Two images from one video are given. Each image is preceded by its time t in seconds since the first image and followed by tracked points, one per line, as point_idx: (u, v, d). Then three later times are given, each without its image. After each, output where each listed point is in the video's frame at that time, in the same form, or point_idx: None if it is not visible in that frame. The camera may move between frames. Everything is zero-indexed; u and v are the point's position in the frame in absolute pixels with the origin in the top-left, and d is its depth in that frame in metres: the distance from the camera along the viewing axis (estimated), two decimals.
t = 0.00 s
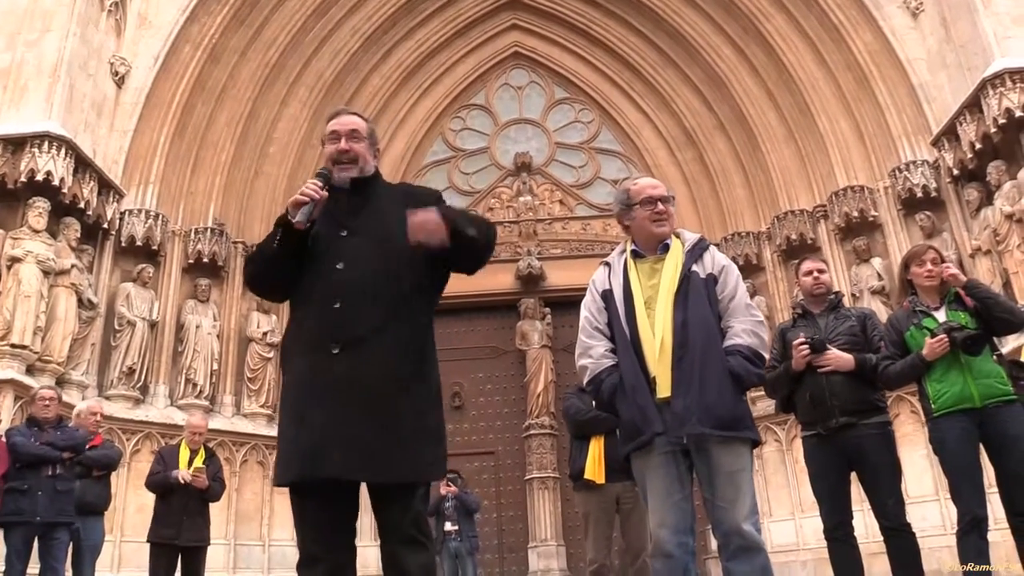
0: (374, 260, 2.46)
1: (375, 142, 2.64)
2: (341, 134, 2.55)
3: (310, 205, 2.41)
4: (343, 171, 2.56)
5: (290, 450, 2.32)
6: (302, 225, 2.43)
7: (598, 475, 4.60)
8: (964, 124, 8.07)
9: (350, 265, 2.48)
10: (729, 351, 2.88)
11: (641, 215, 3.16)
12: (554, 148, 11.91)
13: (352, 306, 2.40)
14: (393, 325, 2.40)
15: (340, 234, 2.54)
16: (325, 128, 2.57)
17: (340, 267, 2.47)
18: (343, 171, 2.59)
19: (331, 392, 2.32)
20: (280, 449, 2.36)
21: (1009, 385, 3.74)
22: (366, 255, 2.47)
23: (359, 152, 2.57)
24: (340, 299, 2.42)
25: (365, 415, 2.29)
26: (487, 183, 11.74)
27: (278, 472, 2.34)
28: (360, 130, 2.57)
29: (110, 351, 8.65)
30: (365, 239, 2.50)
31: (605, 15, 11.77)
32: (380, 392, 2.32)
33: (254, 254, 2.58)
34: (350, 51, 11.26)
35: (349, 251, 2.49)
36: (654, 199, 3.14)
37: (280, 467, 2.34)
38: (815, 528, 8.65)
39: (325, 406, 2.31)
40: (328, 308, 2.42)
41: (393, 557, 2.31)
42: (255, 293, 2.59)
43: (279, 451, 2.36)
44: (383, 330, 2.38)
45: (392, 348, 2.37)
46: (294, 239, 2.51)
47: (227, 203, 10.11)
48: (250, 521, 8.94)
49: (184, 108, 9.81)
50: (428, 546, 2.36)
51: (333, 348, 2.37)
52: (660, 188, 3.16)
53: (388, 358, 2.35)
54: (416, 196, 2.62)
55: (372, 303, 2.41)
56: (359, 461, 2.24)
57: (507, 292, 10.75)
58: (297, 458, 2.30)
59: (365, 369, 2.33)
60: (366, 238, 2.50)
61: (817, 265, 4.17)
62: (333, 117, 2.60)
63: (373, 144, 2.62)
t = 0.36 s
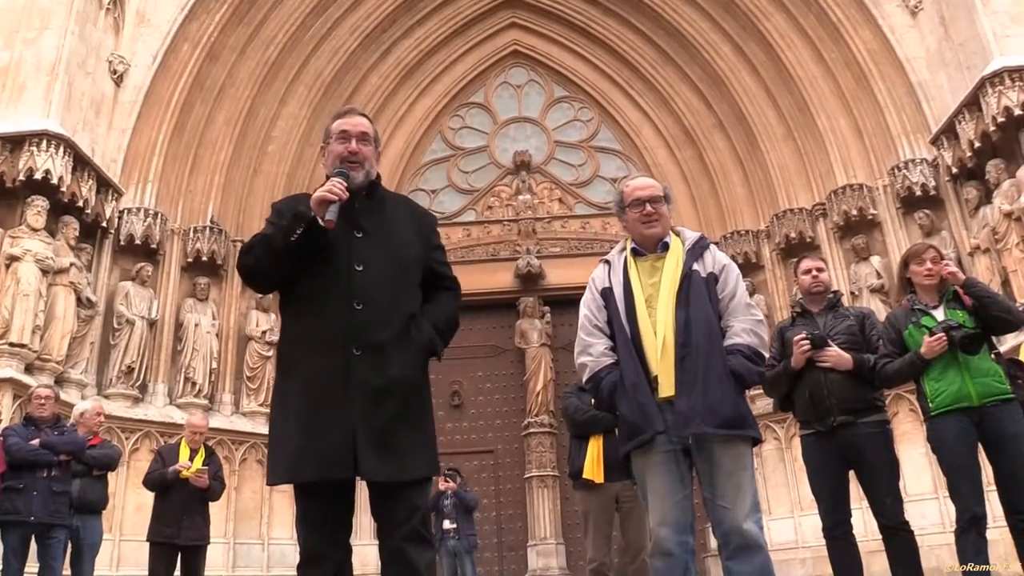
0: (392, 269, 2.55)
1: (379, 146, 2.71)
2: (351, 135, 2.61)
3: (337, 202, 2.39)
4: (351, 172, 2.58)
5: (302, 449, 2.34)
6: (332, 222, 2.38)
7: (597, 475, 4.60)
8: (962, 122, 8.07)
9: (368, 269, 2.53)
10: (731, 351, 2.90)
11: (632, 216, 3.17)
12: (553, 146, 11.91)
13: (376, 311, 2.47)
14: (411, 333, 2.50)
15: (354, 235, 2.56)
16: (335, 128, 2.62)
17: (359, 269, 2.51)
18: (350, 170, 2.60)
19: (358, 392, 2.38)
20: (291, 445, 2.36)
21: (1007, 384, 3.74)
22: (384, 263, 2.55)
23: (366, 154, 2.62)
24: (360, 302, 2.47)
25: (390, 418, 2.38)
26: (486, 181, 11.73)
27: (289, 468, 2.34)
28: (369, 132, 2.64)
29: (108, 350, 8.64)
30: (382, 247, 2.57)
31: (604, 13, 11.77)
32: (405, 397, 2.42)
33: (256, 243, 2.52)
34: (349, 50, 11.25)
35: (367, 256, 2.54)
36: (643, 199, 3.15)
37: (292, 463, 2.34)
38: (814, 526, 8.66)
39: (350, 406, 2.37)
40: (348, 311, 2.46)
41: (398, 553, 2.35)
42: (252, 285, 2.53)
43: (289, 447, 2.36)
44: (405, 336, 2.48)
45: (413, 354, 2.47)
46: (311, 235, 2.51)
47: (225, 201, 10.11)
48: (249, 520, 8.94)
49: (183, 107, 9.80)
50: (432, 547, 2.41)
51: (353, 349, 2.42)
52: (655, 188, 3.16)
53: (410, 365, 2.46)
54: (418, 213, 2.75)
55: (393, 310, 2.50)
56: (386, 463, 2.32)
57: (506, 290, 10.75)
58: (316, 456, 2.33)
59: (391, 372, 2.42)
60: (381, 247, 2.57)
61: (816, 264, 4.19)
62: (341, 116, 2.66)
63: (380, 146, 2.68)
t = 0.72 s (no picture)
0: (405, 267, 2.56)
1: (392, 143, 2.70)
2: (364, 132, 2.60)
3: (354, 196, 2.40)
4: (364, 170, 2.58)
5: (315, 445, 2.33)
6: (351, 216, 2.41)
7: (598, 474, 4.59)
8: (963, 121, 8.07)
9: (381, 268, 2.53)
10: (728, 347, 2.88)
11: (631, 216, 3.17)
12: (553, 145, 11.90)
13: (390, 309, 2.47)
14: (426, 330, 2.50)
15: (367, 233, 2.57)
16: (348, 124, 2.62)
17: (372, 267, 2.51)
18: (363, 165, 2.60)
19: (373, 389, 2.37)
20: (305, 440, 2.35)
21: (1007, 383, 3.75)
22: (397, 261, 2.56)
23: (378, 150, 2.62)
24: (375, 299, 2.47)
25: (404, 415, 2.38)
26: (486, 180, 11.73)
27: (300, 465, 2.32)
28: (381, 129, 2.64)
29: (109, 350, 8.64)
30: (395, 247, 2.58)
31: (604, 12, 11.76)
32: (419, 394, 2.42)
33: (270, 238, 2.51)
34: (349, 49, 11.25)
35: (380, 253, 2.55)
36: (640, 198, 3.14)
37: (304, 460, 2.32)
38: (815, 525, 8.66)
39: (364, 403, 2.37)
40: (363, 308, 2.46)
41: (407, 554, 2.38)
42: (264, 281, 2.52)
43: (300, 444, 2.35)
44: (419, 334, 2.48)
45: (427, 352, 2.47)
46: (326, 232, 2.50)
47: (225, 200, 10.11)
48: (250, 519, 8.94)
49: (183, 106, 9.80)
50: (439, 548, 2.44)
51: (368, 346, 2.42)
52: (654, 186, 3.16)
53: (424, 362, 2.46)
54: (428, 215, 2.77)
55: (406, 308, 2.50)
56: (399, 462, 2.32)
57: (506, 289, 10.74)
58: (328, 453, 2.32)
59: (405, 370, 2.42)
60: (394, 246, 2.58)
61: (817, 262, 4.19)
62: (355, 114, 2.65)
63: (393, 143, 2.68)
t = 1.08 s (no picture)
0: (408, 262, 2.55)
1: (398, 140, 2.69)
2: (366, 131, 2.59)
3: (352, 196, 2.40)
4: (365, 170, 2.57)
5: (318, 443, 2.34)
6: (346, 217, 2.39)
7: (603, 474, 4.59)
8: (963, 118, 8.06)
9: (384, 265, 2.52)
10: (727, 344, 2.87)
11: (627, 216, 3.17)
12: (553, 144, 11.90)
13: (392, 306, 2.47)
14: (430, 325, 2.48)
15: (371, 230, 2.57)
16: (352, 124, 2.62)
17: (374, 264, 2.51)
18: (366, 165, 2.59)
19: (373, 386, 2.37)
20: (309, 439, 2.37)
21: (1007, 380, 3.75)
22: (400, 257, 2.55)
23: (382, 148, 2.61)
24: (376, 297, 2.47)
25: (406, 411, 2.37)
26: (486, 179, 11.74)
27: (304, 464, 2.35)
28: (385, 127, 2.62)
29: (110, 350, 8.65)
30: (400, 242, 2.57)
31: (603, 10, 11.76)
32: (422, 390, 2.41)
33: (276, 242, 2.54)
34: (349, 48, 11.25)
35: (383, 250, 2.54)
36: (637, 196, 3.15)
37: (308, 459, 2.34)
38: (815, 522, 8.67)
39: (365, 400, 2.37)
40: (364, 307, 2.47)
41: (411, 554, 2.38)
42: (271, 283, 2.55)
43: (304, 444, 2.37)
44: (422, 329, 2.47)
45: (431, 346, 2.45)
46: (327, 232, 2.52)
47: (226, 200, 10.11)
48: (251, 519, 8.95)
49: (183, 107, 9.80)
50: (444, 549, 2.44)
51: (369, 343, 2.42)
52: (650, 184, 3.17)
53: (428, 357, 2.44)
54: (438, 210, 2.75)
55: (410, 303, 2.49)
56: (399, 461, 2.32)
57: (507, 288, 10.74)
58: (330, 451, 2.33)
59: (407, 366, 2.41)
60: (398, 242, 2.57)
61: (822, 261, 4.18)
62: (360, 113, 2.66)
63: (398, 141, 2.67)
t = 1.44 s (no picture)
0: (403, 263, 2.55)
1: (398, 142, 2.70)
2: (362, 135, 2.61)
3: (340, 203, 2.42)
4: (356, 175, 2.60)
5: (309, 448, 2.37)
6: (334, 224, 2.43)
7: (604, 474, 4.60)
8: (962, 119, 8.07)
9: (377, 266, 2.53)
10: (726, 346, 2.88)
11: (628, 220, 3.17)
12: (553, 146, 11.91)
13: (383, 307, 2.48)
14: (422, 325, 2.48)
15: (366, 233, 2.59)
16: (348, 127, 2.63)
17: (367, 267, 2.53)
18: (363, 169, 2.62)
19: (362, 389, 2.38)
20: (301, 444, 2.40)
21: (1008, 379, 3.75)
22: (394, 257, 2.55)
23: (379, 150, 2.62)
24: (367, 300, 2.48)
25: (396, 413, 2.37)
26: (486, 181, 11.75)
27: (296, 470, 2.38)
28: (382, 130, 2.62)
29: (110, 352, 8.65)
30: (394, 243, 2.58)
31: (603, 12, 11.77)
32: (413, 391, 2.40)
33: (274, 252, 2.59)
34: (349, 50, 11.26)
35: (377, 252, 2.56)
36: (637, 198, 3.15)
37: (300, 465, 2.37)
38: (816, 524, 8.67)
39: (355, 403, 2.38)
40: (356, 310, 2.48)
41: (410, 555, 2.38)
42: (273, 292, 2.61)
43: (298, 449, 2.40)
44: (414, 329, 2.46)
45: (423, 346, 2.44)
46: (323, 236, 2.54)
47: (226, 202, 10.12)
48: (251, 521, 8.95)
49: (183, 109, 9.81)
50: (443, 551, 2.44)
51: (360, 346, 2.44)
52: (650, 186, 3.17)
53: (419, 357, 2.43)
54: (439, 209, 2.75)
55: (403, 304, 2.50)
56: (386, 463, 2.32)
57: (507, 289, 10.74)
58: (320, 455, 2.35)
59: (397, 367, 2.41)
60: (393, 243, 2.58)
61: (835, 259, 4.17)
62: (357, 116, 2.66)
63: (397, 144, 2.68)
